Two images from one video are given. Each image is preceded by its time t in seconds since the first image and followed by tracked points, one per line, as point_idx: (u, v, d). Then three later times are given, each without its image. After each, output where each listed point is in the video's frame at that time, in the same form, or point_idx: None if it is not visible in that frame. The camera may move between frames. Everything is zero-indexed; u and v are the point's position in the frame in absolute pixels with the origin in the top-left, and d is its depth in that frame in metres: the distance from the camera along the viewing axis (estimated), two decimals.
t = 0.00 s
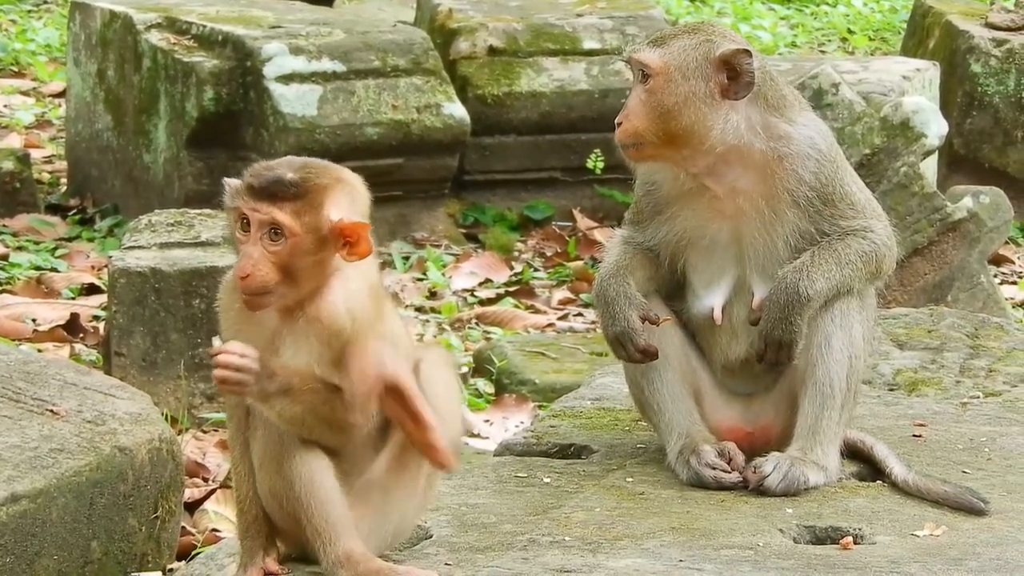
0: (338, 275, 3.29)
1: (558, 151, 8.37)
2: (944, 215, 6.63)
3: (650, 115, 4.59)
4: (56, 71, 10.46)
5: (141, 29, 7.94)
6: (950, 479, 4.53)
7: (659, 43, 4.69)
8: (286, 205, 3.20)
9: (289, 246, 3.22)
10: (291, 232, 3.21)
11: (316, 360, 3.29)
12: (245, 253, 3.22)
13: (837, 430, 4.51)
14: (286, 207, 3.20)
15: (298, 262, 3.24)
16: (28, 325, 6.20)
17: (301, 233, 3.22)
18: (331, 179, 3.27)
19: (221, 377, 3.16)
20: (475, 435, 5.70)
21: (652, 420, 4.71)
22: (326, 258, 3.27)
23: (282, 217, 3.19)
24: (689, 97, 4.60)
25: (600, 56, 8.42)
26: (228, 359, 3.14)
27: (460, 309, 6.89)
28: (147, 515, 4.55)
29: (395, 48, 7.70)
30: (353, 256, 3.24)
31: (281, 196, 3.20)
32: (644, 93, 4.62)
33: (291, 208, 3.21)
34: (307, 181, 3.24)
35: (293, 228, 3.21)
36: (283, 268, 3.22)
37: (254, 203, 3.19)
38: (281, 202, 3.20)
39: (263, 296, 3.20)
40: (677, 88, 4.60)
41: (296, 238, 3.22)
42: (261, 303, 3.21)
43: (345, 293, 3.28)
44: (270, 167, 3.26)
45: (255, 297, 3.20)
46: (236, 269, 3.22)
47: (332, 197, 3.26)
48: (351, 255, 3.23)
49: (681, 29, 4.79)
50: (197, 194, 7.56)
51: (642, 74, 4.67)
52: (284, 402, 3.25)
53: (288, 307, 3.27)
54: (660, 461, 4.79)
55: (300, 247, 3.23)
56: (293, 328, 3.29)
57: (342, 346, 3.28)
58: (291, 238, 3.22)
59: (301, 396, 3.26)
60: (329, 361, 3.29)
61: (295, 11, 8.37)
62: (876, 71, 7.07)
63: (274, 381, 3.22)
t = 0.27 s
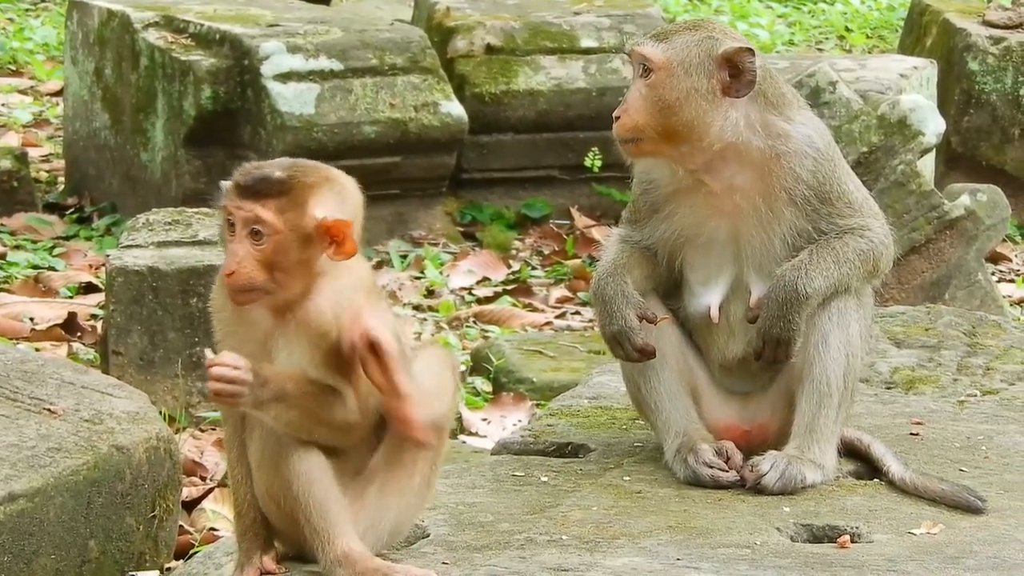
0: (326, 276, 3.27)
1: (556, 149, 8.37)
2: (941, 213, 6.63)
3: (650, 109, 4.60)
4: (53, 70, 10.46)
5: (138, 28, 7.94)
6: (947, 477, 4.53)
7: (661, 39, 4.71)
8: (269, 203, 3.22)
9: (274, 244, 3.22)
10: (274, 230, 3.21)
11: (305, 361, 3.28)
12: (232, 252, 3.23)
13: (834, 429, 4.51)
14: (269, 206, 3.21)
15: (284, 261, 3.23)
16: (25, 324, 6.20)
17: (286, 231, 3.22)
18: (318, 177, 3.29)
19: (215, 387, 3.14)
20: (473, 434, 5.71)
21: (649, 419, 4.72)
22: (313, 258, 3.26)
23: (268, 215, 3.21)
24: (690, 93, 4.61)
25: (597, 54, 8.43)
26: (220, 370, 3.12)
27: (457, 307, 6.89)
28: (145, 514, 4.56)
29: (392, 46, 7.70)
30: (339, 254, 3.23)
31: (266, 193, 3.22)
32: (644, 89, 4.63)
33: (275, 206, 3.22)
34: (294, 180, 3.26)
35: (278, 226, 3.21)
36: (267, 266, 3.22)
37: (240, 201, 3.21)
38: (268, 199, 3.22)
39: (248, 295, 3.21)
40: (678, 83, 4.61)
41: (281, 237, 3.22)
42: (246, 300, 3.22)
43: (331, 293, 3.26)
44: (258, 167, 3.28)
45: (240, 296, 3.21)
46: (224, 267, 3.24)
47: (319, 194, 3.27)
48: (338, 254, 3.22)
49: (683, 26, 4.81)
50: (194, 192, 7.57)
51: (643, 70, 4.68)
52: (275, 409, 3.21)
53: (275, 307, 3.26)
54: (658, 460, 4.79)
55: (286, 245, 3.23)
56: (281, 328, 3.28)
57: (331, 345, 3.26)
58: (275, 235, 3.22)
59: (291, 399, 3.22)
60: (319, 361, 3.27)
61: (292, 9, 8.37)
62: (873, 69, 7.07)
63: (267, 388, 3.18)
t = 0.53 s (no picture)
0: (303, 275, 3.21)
1: (553, 148, 8.38)
2: (938, 211, 6.63)
3: (648, 116, 4.56)
4: (50, 69, 10.47)
5: (135, 27, 7.94)
6: (943, 474, 4.54)
7: (653, 44, 4.66)
8: (241, 193, 3.17)
9: (246, 236, 3.17)
10: (245, 220, 3.16)
11: (279, 359, 3.22)
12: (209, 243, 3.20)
13: (832, 427, 4.51)
14: (242, 196, 3.16)
15: (256, 255, 3.18)
16: (23, 324, 6.22)
17: (259, 223, 3.17)
18: (297, 172, 3.24)
19: (161, 373, 3.14)
20: (471, 432, 5.72)
21: (646, 417, 4.72)
22: (285, 253, 3.20)
23: (240, 205, 3.16)
24: (688, 95, 4.57)
25: (594, 53, 8.43)
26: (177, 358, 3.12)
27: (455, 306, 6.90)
28: (142, 513, 4.56)
29: (389, 45, 7.71)
30: (313, 248, 3.19)
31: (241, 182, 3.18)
32: (641, 96, 4.60)
33: (249, 197, 3.17)
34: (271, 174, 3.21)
35: (251, 217, 3.16)
36: (240, 258, 3.17)
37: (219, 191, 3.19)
38: (241, 189, 3.18)
39: (219, 288, 3.17)
40: (675, 87, 4.57)
41: (254, 229, 3.17)
42: (223, 296, 3.18)
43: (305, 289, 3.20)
44: (241, 160, 3.25)
45: (212, 287, 3.17)
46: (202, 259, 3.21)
47: (294, 188, 3.21)
48: (309, 248, 3.19)
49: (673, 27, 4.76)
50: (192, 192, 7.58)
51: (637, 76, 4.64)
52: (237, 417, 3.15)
53: (256, 303, 3.21)
54: (655, 458, 4.79)
55: (259, 238, 3.18)
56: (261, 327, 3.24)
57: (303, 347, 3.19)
58: (246, 225, 3.17)
59: (250, 405, 3.14)
60: (291, 361, 3.21)
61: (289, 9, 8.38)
62: (870, 67, 7.07)
63: (221, 393, 3.13)
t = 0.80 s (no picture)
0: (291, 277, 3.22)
1: (549, 147, 8.38)
2: (934, 210, 6.63)
3: (645, 124, 4.56)
4: (46, 69, 10.47)
5: (131, 27, 7.94)
6: (939, 473, 4.54)
7: (642, 50, 4.64)
8: (226, 192, 3.21)
9: (231, 235, 3.21)
10: (229, 220, 3.20)
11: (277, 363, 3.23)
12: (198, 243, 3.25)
13: (827, 425, 4.51)
14: (226, 196, 3.20)
15: (242, 255, 3.22)
16: (19, 324, 6.22)
17: (243, 223, 3.21)
18: (283, 174, 3.26)
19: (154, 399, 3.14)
20: (466, 431, 5.72)
21: (641, 416, 4.72)
22: (272, 254, 3.22)
23: (224, 205, 3.20)
24: (683, 98, 4.57)
25: (590, 52, 8.44)
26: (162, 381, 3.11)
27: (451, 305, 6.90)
28: (138, 512, 4.56)
29: (385, 44, 7.71)
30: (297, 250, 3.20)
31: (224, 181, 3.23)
32: (635, 105, 4.59)
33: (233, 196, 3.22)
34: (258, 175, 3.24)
35: (235, 217, 3.20)
36: (225, 258, 3.21)
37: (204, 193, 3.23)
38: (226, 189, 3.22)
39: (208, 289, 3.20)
40: (671, 92, 4.57)
41: (239, 229, 3.21)
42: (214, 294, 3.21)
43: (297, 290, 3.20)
44: (231, 162, 3.28)
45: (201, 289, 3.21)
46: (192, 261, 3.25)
47: (280, 190, 3.23)
48: (293, 249, 3.20)
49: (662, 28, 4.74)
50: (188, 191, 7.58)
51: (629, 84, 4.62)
52: (238, 428, 3.14)
53: (245, 304, 3.23)
54: (650, 457, 4.79)
55: (244, 238, 3.21)
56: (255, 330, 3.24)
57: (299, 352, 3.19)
58: (232, 226, 3.21)
59: (251, 419, 3.14)
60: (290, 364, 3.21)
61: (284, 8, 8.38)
62: (865, 66, 7.07)
63: (219, 410, 3.12)
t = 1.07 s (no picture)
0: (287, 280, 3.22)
1: (544, 147, 8.39)
2: (929, 210, 6.65)
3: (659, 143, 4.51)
4: (42, 71, 10.47)
5: (126, 28, 7.95)
6: (933, 473, 4.54)
7: (642, 69, 4.52)
8: (221, 198, 3.21)
9: (225, 243, 3.20)
10: (223, 226, 3.20)
11: (277, 371, 3.25)
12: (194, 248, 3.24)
13: (821, 424, 4.51)
14: (220, 204, 3.20)
15: (236, 261, 3.21)
16: (15, 325, 6.23)
17: (238, 230, 3.20)
18: (278, 179, 3.24)
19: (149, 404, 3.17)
20: (462, 433, 5.73)
21: (637, 415, 4.72)
22: (264, 259, 3.21)
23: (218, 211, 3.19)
24: (695, 115, 4.51)
25: (585, 52, 8.44)
26: (156, 389, 3.14)
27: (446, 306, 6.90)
28: (134, 514, 4.57)
29: (380, 45, 7.72)
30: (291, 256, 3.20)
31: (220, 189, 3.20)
32: (645, 128, 4.51)
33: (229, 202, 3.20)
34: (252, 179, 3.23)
35: (230, 224, 3.20)
36: (220, 265, 3.21)
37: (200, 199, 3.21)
38: (220, 196, 3.21)
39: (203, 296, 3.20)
40: (682, 110, 4.50)
41: (233, 237, 3.20)
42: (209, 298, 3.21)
43: (291, 297, 3.21)
44: (226, 168, 3.26)
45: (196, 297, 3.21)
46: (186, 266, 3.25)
47: (275, 197, 3.21)
48: (286, 256, 3.20)
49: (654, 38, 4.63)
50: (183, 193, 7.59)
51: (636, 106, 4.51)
52: (236, 432, 3.16)
53: (242, 307, 3.23)
54: (646, 457, 4.79)
55: (237, 246, 3.20)
56: (253, 333, 3.25)
57: (298, 356, 3.22)
58: (225, 232, 3.20)
59: (250, 423, 3.16)
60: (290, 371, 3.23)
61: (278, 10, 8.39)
62: (860, 66, 7.07)
63: (217, 413, 3.15)
